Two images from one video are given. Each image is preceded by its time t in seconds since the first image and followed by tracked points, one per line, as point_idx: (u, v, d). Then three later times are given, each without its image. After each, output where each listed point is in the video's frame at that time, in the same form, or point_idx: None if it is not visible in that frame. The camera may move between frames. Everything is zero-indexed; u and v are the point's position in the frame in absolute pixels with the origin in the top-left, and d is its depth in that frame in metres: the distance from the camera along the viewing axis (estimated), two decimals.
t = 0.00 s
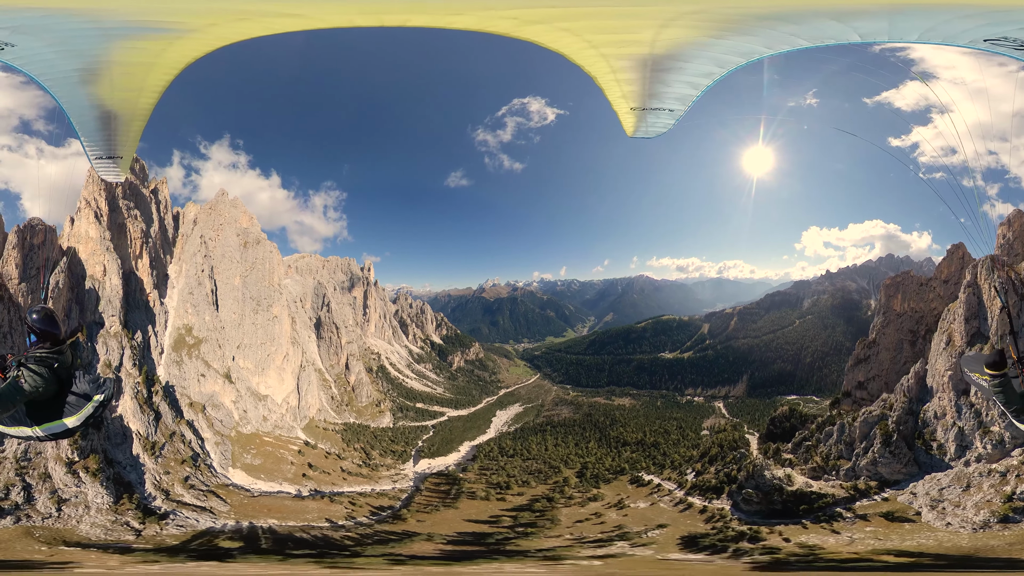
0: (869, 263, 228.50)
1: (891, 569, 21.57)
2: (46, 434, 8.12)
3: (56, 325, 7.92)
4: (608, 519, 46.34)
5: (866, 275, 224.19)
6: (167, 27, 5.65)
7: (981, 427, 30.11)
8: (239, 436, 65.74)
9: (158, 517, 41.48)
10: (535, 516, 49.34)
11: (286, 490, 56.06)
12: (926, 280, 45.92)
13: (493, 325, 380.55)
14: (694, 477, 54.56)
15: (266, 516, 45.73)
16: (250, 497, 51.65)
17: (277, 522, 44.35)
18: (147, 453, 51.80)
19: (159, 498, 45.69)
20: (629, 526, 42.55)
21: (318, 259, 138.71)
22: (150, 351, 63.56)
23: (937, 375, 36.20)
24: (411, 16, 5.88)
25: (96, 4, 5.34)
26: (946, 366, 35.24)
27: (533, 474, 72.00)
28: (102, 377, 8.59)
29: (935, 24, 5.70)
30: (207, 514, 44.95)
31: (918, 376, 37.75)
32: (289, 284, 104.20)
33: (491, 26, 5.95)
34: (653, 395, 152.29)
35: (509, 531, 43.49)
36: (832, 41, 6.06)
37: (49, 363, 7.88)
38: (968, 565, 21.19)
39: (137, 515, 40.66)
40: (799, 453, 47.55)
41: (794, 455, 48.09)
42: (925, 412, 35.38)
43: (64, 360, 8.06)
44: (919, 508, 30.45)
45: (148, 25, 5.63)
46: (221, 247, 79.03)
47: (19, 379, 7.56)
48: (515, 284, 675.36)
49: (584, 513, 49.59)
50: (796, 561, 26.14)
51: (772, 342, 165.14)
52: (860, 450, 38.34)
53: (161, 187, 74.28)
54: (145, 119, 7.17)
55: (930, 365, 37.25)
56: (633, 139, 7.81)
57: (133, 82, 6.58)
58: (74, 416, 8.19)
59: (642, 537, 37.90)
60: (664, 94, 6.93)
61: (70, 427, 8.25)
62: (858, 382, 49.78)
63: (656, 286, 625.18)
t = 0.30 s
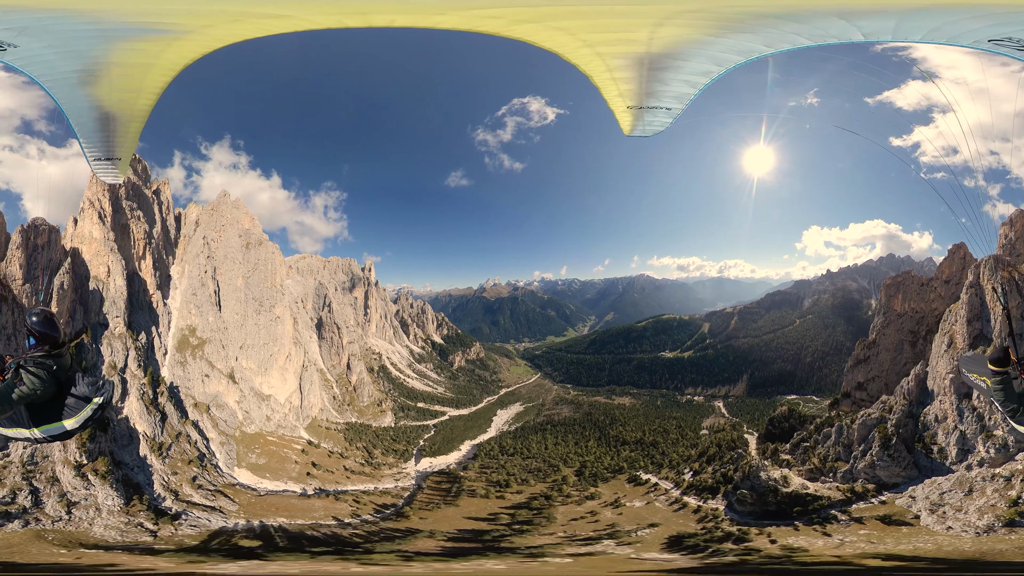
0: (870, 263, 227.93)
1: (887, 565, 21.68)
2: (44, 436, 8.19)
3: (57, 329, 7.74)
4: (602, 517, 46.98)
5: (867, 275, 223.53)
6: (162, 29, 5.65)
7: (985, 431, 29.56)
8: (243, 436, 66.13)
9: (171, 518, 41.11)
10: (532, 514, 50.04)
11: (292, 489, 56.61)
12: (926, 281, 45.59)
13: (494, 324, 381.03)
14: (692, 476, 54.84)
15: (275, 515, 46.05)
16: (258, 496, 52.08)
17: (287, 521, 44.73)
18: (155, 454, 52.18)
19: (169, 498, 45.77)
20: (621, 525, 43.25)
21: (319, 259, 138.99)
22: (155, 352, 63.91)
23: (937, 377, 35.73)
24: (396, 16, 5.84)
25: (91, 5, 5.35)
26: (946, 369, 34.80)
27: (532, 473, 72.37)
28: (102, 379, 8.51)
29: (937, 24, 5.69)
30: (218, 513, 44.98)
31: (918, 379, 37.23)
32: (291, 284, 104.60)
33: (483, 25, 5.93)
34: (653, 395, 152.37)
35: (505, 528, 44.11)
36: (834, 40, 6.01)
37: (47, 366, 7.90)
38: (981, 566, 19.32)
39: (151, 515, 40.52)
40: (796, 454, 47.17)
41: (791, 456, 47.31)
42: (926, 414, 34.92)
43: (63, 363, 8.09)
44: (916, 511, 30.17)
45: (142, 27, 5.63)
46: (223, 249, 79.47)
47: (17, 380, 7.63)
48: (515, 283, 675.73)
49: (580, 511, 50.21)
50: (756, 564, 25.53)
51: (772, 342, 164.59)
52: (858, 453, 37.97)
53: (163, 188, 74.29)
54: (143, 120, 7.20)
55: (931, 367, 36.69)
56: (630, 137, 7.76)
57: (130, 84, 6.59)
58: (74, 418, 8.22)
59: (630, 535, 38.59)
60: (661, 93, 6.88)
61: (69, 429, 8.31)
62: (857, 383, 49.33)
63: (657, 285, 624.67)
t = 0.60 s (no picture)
0: (871, 263, 226.83)
1: (864, 569, 21.83)
2: (37, 436, 8.17)
3: (52, 327, 7.76)
4: (594, 515, 47.55)
5: (868, 276, 222.17)
6: (159, 29, 5.66)
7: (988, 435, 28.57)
8: (248, 434, 66.62)
9: (185, 517, 41.49)
10: (526, 511, 50.52)
11: (297, 486, 57.12)
12: (926, 282, 45.19)
13: (494, 323, 381.45)
14: (688, 477, 55.13)
15: (283, 512, 46.48)
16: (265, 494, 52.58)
17: (296, 518, 45.15)
18: (163, 454, 52.53)
19: (180, 498, 46.08)
20: (611, 524, 43.93)
21: (320, 258, 139.52)
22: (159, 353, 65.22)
23: (938, 381, 34.91)
24: (398, 15, 5.83)
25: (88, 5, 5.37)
26: (946, 372, 34.15)
27: (530, 471, 72.64)
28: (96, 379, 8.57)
29: (936, 24, 5.66)
30: (230, 511, 45.39)
31: (919, 383, 36.64)
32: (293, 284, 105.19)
33: (487, 25, 5.91)
34: (653, 395, 152.29)
35: (498, 525, 44.57)
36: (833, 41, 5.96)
37: (42, 366, 7.91)
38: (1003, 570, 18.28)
39: (166, 515, 40.72)
40: (794, 457, 46.70)
41: (789, 459, 47.16)
42: (927, 418, 34.24)
43: (58, 363, 8.09)
44: (918, 516, 29.33)
45: (140, 27, 5.65)
46: (225, 249, 79.71)
47: (11, 379, 7.56)
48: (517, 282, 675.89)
49: (573, 509, 50.65)
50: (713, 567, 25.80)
51: (772, 343, 163.97)
52: (857, 457, 37.51)
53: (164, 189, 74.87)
54: (140, 121, 7.09)
55: (932, 371, 36.04)
56: (630, 138, 7.62)
57: (126, 84, 6.58)
58: (69, 417, 8.27)
59: (615, 535, 39.19)
60: (662, 94, 6.78)
61: (65, 428, 8.34)
62: (857, 386, 48.34)
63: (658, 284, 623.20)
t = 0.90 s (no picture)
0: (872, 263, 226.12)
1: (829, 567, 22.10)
2: (36, 435, 7.76)
3: (48, 325, 7.35)
4: (588, 514, 47.99)
5: (868, 276, 221.42)
6: (161, 27, 5.68)
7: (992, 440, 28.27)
8: (253, 433, 67.07)
9: (200, 516, 41.81)
10: (522, 508, 50.95)
11: (302, 484, 57.61)
12: (927, 283, 44.74)
13: (495, 322, 381.79)
14: (684, 477, 55.37)
15: (290, 509, 46.96)
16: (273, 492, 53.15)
17: (305, 514, 45.57)
18: (170, 454, 52.92)
19: (191, 497, 46.50)
20: (602, 522, 44.29)
21: (321, 258, 139.85)
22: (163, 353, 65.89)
23: (939, 385, 34.84)
24: (401, 14, 5.77)
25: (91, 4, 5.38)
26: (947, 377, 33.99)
27: (529, 469, 72.99)
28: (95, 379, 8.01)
29: (931, 22, 5.55)
30: (240, 509, 45.83)
31: (920, 387, 36.40)
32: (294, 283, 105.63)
33: (492, 25, 5.88)
34: (652, 394, 152.39)
35: (493, 522, 44.92)
36: (829, 41, 5.90)
37: (39, 365, 7.45)
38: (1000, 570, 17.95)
39: (180, 515, 41.13)
40: (790, 458, 46.72)
41: (785, 459, 47.25)
42: (928, 422, 34.08)
43: (55, 361, 7.65)
44: (919, 521, 28.98)
45: (143, 26, 5.66)
46: (227, 249, 79.38)
47: (7, 379, 7.12)
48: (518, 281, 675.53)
49: (568, 507, 50.97)
50: (676, 565, 26.08)
51: (772, 342, 163.74)
52: (854, 460, 37.48)
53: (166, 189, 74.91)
54: (138, 120, 7.11)
55: (933, 375, 35.82)
56: (629, 140, 7.56)
57: (126, 82, 6.59)
58: (68, 416, 7.81)
59: (603, 533, 39.69)
60: (661, 95, 6.72)
61: (64, 427, 7.91)
62: (856, 387, 48.22)
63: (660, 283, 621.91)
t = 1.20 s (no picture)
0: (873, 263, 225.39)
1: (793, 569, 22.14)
2: (35, 436, 7.78)
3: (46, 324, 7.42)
4: (582, 512, 48.31)
5: (869, 276, 220.96)
6: (160, 26, 5.72)
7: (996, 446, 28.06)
8: (257, 432, 67.55)
9: (213, 515, 42.10)
10: (519, 506, 51.29)
11: (307, 481, 58.04)
12: (929, 283, 44.11)
13: (495, 322, 382.06)
14: (680, 477, 55.47)
15: (297, 506, 47.36)
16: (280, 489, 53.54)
17: (312, 511, 45.89)
18: (179, 454, 53.41)
19: (201, 496, 46.73)
20: (592, 521, 44.63)
21: (321, 258, 140.32)
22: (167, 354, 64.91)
23: (940, 389, 34.73)
24: (413, 14, 5.82)
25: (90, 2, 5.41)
26: (948, 381, 34.03)
27: (527, 467, 73.25)
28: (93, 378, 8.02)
29: (918, 22, 5.56)
30: (249, 507, 46.19)
31: (920, 391, 36.29)
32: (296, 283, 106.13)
33: (498, 26, 5.89)
34: (652, 394, 152.41)
35: (488, 519, 45.24)
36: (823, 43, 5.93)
37: (36, 365, 7.48)
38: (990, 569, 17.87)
39: (196, 514, 41.51)
40: (788, 459, 46.64)
41: (782, 461, 47.05)
42: (929, 426, 33.79)
43: (53, 361, 7.68)
44: (918, 525, 28.60)
45: (140, 24, 5.69)
46: (230, 249, 80.26)
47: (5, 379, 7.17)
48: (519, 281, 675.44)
49: (563, 505, 51.20)
50: (660, 564, 26.28)
51: (772, 342, 163.49)
52: (852, 464, 37.30)
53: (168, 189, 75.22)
54: (135, 119, 7.12)
55: (934, 378, 35.67)
56: (629, 142, 7.47)
57: (122, 82, 6.62)
58: (68, 416, 7.83)
59: (591, 531, 40.19)
60: (660, 97, 6.74)
61: (66, 426, 7.87)
62: (856, 389, 48.22)
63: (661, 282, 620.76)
